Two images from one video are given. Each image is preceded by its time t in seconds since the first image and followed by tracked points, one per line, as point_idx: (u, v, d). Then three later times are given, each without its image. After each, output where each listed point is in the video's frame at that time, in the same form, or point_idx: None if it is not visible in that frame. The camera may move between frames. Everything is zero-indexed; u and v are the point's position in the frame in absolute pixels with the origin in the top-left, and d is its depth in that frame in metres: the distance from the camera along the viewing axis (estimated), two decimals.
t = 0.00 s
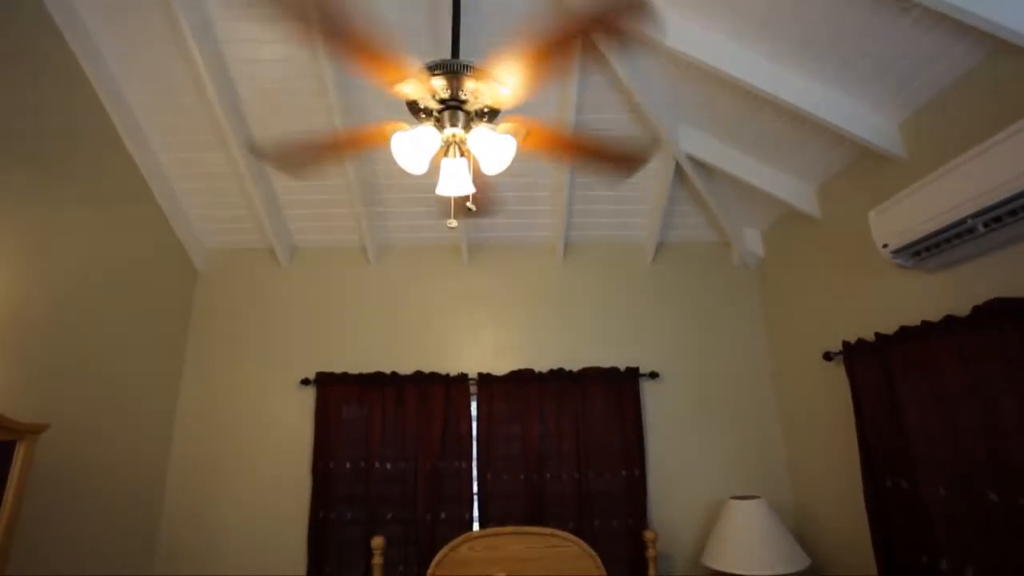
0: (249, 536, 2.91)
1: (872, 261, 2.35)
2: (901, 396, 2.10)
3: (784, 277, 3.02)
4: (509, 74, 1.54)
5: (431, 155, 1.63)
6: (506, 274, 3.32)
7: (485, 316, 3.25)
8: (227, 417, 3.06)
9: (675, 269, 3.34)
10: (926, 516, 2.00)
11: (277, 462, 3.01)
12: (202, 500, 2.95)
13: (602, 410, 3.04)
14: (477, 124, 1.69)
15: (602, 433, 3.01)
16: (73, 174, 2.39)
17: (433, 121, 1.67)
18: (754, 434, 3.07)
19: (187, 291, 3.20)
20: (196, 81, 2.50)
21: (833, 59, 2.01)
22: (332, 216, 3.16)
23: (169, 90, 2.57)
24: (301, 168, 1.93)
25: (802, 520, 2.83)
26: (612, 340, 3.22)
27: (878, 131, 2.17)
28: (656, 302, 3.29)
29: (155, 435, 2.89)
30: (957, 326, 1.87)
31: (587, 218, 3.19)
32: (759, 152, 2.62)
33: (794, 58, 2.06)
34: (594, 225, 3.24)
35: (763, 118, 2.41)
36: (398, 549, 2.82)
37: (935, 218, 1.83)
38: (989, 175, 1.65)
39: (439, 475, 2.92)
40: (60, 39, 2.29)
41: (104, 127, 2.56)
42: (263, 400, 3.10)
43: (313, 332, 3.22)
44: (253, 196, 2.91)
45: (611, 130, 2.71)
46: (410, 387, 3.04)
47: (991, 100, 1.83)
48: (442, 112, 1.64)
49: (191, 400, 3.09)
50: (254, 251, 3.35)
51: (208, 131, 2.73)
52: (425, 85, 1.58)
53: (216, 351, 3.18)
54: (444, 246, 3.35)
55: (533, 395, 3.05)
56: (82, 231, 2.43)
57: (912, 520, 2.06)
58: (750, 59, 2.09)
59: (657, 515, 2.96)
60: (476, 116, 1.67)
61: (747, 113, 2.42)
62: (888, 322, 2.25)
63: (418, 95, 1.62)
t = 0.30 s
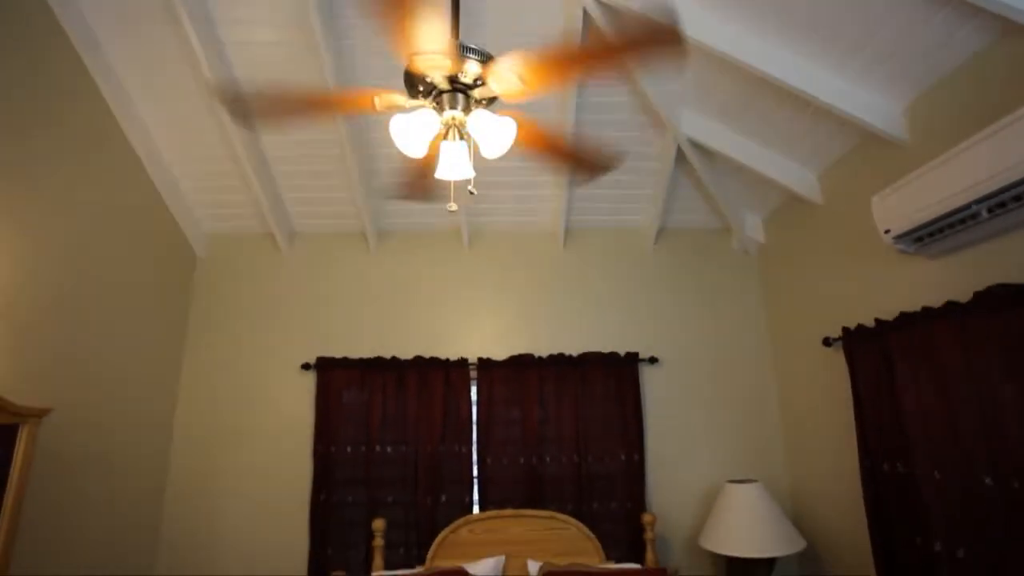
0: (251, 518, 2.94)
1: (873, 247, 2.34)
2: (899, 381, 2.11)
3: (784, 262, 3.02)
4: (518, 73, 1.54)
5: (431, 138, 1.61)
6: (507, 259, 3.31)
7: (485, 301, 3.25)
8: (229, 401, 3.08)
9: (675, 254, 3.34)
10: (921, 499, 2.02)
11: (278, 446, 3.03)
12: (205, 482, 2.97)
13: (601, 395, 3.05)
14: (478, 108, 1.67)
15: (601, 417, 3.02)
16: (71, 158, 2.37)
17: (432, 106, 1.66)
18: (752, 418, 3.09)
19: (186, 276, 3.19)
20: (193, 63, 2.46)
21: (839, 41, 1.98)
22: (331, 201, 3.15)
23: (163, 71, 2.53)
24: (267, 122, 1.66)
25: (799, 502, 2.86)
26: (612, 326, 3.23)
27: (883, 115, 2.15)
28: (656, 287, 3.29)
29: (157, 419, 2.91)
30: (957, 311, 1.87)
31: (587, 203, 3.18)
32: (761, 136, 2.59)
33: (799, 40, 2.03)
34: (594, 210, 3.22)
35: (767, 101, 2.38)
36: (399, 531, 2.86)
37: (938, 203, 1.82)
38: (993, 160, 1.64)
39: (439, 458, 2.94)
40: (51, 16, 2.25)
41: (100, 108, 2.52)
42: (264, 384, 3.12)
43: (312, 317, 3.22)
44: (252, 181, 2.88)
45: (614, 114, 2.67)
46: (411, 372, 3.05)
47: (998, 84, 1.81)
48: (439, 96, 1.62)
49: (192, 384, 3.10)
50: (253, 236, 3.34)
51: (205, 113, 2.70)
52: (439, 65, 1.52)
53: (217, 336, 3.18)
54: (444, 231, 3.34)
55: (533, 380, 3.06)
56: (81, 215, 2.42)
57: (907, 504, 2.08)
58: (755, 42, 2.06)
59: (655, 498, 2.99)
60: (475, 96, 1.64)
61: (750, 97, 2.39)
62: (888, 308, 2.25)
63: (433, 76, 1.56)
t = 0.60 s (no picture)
0: (254, 501, 2.97)
1: (875, 232, 2.33)
2: (897, 367, 2.11)
3: (785, 248, 3.01)
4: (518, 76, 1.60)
5: (431, 120, 1.59)
6: (507, 243, 3.30)
7: (485, 286, 3.25)
8: (230, 385, 3.10)
9: (676, 239, 3.32)
10: (917, 484, 2.03)
11: (279, 429, 3.05)
12: (207, 465, 3.00)
13: (600, 380, 3.06)
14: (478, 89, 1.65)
15: (600, 402, 3.04)
16: (66, 140, 2.34)
17: (431, 87, 1.63)
18: (751, 403, 3.11)
19: (185, 260, 3.19)
20: (189, 44, 2.42)
21: (845, 22, 1.95)
22: (330, 185, 3.13)
23: (159, 53, 2.50)
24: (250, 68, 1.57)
25: (797, 486, 2.89)
26: (612, 310, 3.23)
27: (887, 98, 2.12)
28: (656, 272, 3.28)
29: (158, 403, 2.92)
30: (957, 297, 1.87)
31: (588, 187, 3.16)
32: (764, 120, 2.57)
33: (804, 21, 2.00)
34: (595, 194, 3.21)
35: (770, 84, 2.35)
36: (399, 514, 2.88)
37: (941, 188, 1.81)
38: (997, 144, 1.62)
39: (439, 442, 2.96)
40: None
41: (95, 91, 2.49)
42: (265, 368, 3.13)
43: (312, 301, 3.22)
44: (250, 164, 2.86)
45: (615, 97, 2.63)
46: (410, 356, 3.06)
47: (1004, 66, 1.78)
48: (439, 78, 1.60)
49: (193, 368, 3.12)
50: (252, 220, 3.32)
51: (201, 96, 2.67)
52: (455, 46, 1.51)
53: (217, 320, 3.19)
54: (444, 215, 3.33)
55: (533, 365, 3.06)
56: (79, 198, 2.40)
57: (903, 488, 2.10)
58: (760, 22, 2.02)
59: (654, 481, 3.02)
60: (477, 79, 1.62)
61: (753, 79, 2.36)
62: (889, 293, 2.25)
63: (432, 53, 1.52)
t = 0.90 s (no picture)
0: (256, 485, 3.00)
1: (877, 218, 2.32)
2: (897, 353, 2.11)
3: (787, 234, 3.00)
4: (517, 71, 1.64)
5: (431, 103, 1.57)
6: (507, 229, 3.29)
7: (486, 272, 3.24)
8: (231, 370, 3.11)
9: (676, 225, 3.31)
10: (914, 469, 2.05)
11: (280, 414, 3.07)
12: (209, 450, 3.02)
13: (600, 366, 3.07)
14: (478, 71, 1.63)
15: (600, 387, 3.05)
16: (65, 125, 2.32)
17: (431, 69, 1.61)
18: (750, 389, 3.12)
19: (185, 246, 3.18)
20: (185, 27, 2.38)
21: (851, 4, 1.92)
22: (330, 170, 3.10)
23: (154, 36, 2.46)
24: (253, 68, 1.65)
25: (794, 471, 2.92)
26: (612, 297, 3.22)
27: (893, 83, 2.10)
28: (657, 259, 3.27)
29: (160, 388, 2.93)
30: (959, 284, 1.86)
31: (588, 172, 3.14)
32: (768, 104, 2.54)
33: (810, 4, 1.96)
34: (595, 179, 3.19)
35: (774, 68, 2.32)
36: (400, 498, 2.91)
37: (945, 174, 1.79)
38: (1003, 129, 1.60)
39: (439, 427, 2.97)
40: None
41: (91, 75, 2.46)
42: (265, 353, 3.13)
43: (312, 287, 3.21)
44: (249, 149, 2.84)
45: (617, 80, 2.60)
46: (411, 342, 3.06)
47: (1011, 51, 1.76)
48: (440, 59, 1.58)
49: (194, 353, 3.12)
50: (250, 205, 3.30)
51: (199, 79, 2.64)
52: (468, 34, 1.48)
53: (217, 306, 3.19)
54: (444, 200, 3.31)
55: (534, 350, 3.07)
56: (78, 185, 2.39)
57: (900, 473, 2.12)
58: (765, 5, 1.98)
59: (653, 466, 3.04)
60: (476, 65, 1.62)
61: (757, 63, 2.33)
62: (890, 279, 2.25)
63: (433, 35, 1.51)
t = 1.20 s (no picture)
0: (258, 471, 3.02)
1: (880, 205, 2.30)
2: (896, 342, 2.12)
3: (788, 221, 2.99)
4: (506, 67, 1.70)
5: (430, 89, 1.56)
6: (507, 216, 3.27)
7: (486, 259, 3.23)
8: (232, 357, 3.11)
9: (677, 212, 3.30)
10: (911, 457, 2.06)
11: (282, 401, 3.08)
12: (211, 436, 3.04)
13: (600, 352, 3.08)
14: (477, 56, 1.62)
15: (600, 375, 3.05)
16: (61, 110, 2.31)
17: (431, 54, 1.60)
18: (749, 376, 3.13)
19: (184, 233, 3.17)
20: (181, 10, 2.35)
21: None
22: (329, 156, 3.08)
23: (149, 20, 2.42)
24: (263, 83, 1.74)
25: (792, 457, 2.94)
26: (612, 284, 3.22)
27: (898, 69, 2.07)
28: (657, 246, 3.26)
29: (161, 375, 2.94)
30: (960, 272, 1.86)
31: (589, 159, 3.12)
32: (771, 90, 2.51)
33: None
34: (596, 166, 3.17)
35: (778, 53, 2.29)
36: (401, 484, 2.93)
37: (950, 160, 1.77)
38: (1008, 115, 1.59)
39: (439, 414, 2.99)
40: None
41: (85, 59, 2.43)
42: (266, 341, 3.14)
43: (312, 274, 3.21)
44: (247, 136, 2.81)
45: (618, 66, 2.56)
46: (411, 329, 3.07)
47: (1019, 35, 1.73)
48: (440, 43, 1.56)
49: (194, 340, 3.13)
50: (250, 192, 3.29)
51: (195, 64, 2.60)
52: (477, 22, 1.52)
53: (216, 293, 3.18)
54: (444, 187, 3.29)
55: (533, 337, 3.07)
56: (76, 171, 2.37)
57: (897, 460, 2.13)
58: None
59: (652, 452, 3.06)
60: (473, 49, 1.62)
61: (761, 48, 2.30)
62: (891, 267, 2.24)
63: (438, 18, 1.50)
